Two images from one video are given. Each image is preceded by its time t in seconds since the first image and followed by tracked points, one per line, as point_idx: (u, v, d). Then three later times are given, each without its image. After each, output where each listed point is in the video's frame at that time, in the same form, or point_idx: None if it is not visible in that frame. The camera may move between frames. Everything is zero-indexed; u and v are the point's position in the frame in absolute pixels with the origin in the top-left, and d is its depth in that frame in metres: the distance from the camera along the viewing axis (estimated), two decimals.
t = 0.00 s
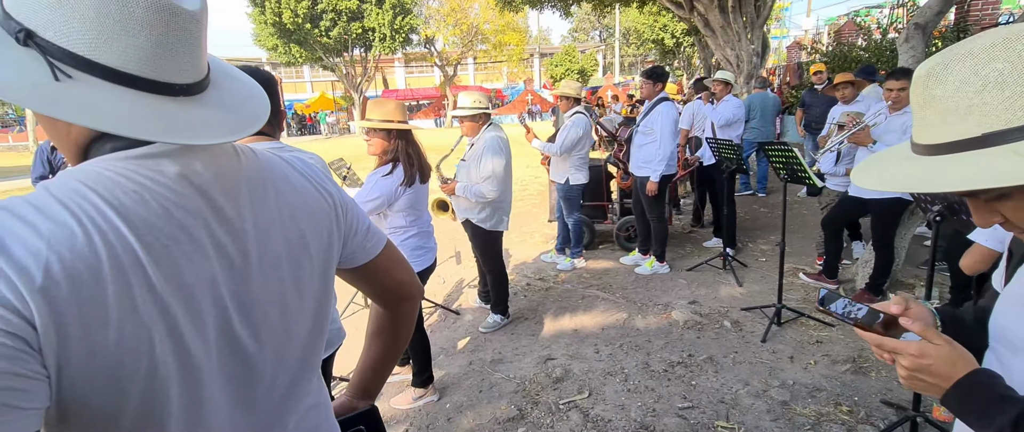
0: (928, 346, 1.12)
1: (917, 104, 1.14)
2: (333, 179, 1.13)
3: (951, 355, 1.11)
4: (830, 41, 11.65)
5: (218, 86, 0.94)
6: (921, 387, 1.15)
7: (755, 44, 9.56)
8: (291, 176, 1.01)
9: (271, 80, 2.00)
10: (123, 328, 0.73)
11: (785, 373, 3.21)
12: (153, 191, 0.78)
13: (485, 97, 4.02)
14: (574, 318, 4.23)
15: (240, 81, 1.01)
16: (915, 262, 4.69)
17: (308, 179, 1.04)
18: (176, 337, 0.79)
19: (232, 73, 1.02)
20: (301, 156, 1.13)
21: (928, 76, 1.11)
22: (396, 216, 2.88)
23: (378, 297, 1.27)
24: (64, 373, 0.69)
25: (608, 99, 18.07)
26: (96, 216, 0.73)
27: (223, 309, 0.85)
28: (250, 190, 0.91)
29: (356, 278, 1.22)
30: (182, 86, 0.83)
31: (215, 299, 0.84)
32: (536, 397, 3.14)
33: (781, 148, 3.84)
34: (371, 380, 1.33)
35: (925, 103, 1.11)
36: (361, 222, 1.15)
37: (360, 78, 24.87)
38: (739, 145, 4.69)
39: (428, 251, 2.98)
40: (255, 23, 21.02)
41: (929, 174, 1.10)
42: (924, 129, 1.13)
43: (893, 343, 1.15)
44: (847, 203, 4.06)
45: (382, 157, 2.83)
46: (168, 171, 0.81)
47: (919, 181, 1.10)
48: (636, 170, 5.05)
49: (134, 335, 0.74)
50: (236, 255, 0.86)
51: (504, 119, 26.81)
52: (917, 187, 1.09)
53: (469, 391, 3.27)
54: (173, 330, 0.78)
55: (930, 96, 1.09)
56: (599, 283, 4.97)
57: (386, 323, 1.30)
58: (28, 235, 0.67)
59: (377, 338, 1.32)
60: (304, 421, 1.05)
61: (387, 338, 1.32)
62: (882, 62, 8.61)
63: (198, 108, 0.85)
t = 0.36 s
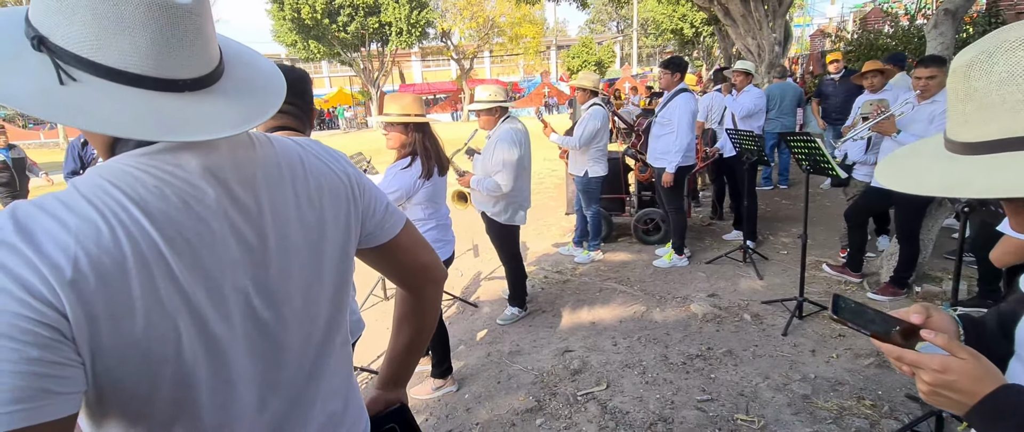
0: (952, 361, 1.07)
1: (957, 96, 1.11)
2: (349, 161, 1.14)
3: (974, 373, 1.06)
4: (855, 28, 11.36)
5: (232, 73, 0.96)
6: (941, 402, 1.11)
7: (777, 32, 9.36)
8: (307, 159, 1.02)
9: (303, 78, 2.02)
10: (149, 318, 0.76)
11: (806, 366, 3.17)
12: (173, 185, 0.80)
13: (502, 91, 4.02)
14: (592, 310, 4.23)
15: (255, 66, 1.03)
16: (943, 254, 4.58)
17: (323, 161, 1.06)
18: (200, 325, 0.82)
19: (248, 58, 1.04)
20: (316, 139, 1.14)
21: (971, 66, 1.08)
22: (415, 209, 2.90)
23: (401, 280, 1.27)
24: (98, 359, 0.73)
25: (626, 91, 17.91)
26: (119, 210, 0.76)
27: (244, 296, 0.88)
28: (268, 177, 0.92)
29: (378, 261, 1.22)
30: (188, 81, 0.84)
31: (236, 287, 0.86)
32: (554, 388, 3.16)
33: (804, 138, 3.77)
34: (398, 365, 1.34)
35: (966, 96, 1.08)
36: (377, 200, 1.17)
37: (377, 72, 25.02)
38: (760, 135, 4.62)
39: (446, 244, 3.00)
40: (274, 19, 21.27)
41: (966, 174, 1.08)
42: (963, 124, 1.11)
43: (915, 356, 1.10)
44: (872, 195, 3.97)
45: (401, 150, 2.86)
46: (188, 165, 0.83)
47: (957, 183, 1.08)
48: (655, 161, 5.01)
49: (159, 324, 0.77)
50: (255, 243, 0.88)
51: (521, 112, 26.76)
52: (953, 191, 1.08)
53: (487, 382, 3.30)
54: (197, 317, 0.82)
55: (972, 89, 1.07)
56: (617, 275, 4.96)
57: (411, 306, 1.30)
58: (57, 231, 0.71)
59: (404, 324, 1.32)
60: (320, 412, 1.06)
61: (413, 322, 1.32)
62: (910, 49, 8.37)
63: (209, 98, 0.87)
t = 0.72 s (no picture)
0: (965, 370, 1.04)
1: (980, 85, 1.06)
2: (339, 153, 1.13)
3: (987, 384, 1.02)
4: (868, 24, 11.22)
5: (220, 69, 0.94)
6: (952, 413, 1.07)
7: (788, 28, 9.26)
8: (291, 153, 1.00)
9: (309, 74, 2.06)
10: (114, 320, 0.76)
11: (816, 365, 3.14)
12: (142, 186, 0.79)
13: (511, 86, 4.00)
14: (599, 308, 4.22)
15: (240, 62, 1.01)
16: (956, 253, 4.51)
17: (308, 153, 1.04)
18: (173, 327, 0.81)
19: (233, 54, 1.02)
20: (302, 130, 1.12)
21: (1001, 54, 1.03)
22: (421, 206, 2.90)
23: (386, 279, 1.28)
24: (64, 360, 0.73)
25: (635, 88, 17.81)
26: (86, 214, 0.75)
27: (222, 295, 0.86)
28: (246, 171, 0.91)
29: (366, 260, 1.22)
30: (177, 77, 0.83)
31: (212, 287, 0.85)
32: (561, 386, 3.16)
33: (815, 135, 3.73)
34: (378, 365, 1.35)
35: (994, 86, 1.03)
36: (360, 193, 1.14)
37: (386, 69, 25.08)
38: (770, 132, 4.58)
39: (452, 241, 2.99)
40: (284, 16, 21.37)
41: (990, 171, 1.05)
42: (985, 116, 1.07)
43: (926, 365, 1.08)
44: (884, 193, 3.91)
45: (407, 147, 2.85)
46: (160, 164, 0.82)
47: (974, 178, 1.05)
48: (664, 157, 4.96)
49: (125, 327, 0.77)
50: (233, 241, 0.87)
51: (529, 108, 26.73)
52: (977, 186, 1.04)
53: (494, 379, 3.30)
54: (166, 319, 0.80)
55: (1001, 79, 1.02)
56: (624, 273, 4.94)
57: (393, 305, 1.31)
58: (21, 235, 0.71)
59: (385, 321, 1.33)
60: (306, 413, 1.04)
61: (394, 320, 1.32)
62: (925, 45, 8.24)
63: (197, 94, 0.85)
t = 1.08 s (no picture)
0: (947, 388, 0.98)
1: (959, 97, 1.03)
2: (289, 160, 1.06)
3: (970, 404, 0.96)
4: (852, 25, 11.35)
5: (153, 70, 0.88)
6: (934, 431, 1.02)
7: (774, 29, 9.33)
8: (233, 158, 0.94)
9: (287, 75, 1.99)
10: (14, 345, 0.70)
11: (802, 366, 3.15)
12: (51, 196, 0.75)
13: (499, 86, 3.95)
14: (588, 309, 4.21)
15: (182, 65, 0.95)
16: (940, 252, 4.57)
17: (255, 159, 0.98)
18: (87, 348, 0.76)
19: (177, 56, 0.96)
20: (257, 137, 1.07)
21: (980, 65, 1.00)
22: (407, 209, 2.86)
23: (346, 299, 1.22)
24: None
25: (624, 88, 17.89)
26: None
27: (145, 310, 0.81)
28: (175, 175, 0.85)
29: (322, 278, 1.17)
30: (91, 81, 0.77)
31: (131, 302, 0.79)
32: (550, 388, 3.14)
33: (799, 137, 3.76)
34: (333, 385, 1.31)
35: (973, 97, 1.00)
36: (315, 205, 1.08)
37: (375, 69, 24.94)
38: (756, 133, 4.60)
39: (439, 243, 2.95)
40: (271, 15, 21.16)
41: (971, 184, 1.00)
42: (962, 127, 1.04)
43: (907, 383, 1.02)
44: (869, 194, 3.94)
45: (392, 148, 2.83)
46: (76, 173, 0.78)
47: (970, 197, 0.98)
48: (654, 157, 4.94)
49: (27, 351, 0.71)
50: (155, 252, 0.82)
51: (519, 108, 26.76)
52: (966, 198, 0.99)
53: (482, 382, 3.28)
54: (77, 340, 0.75)
55: (987, 92, 0.98)
56: (613, 273, 4.94)
57: (353, 325, 1.26)
58: None
59: (345, 341, 1.28)
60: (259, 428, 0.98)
61: (354, 340, 1.28)
62: (908, 46, 8.35)
63: (118, 96, 0.80)
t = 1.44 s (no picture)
0: (896, 390, 0.98)
1: (891, 103, 0.92)
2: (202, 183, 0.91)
3: (917, 407, 0.97)
4: (798, 35, 11.90)
5: (37, 74, 0.79)
6: None
7: (726, 38, 9.67)
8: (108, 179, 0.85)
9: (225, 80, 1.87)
10: None
11: (756, 364, 3.25)
12: None
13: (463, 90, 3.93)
14: (550, 313, 4.23)
15: (94, 68, 0.85)
16: (880, 251, 4.82)
17: (139, 181, 0.87)
18: None
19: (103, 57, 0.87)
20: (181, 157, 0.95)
21: (912, 70, 0.89)
22: (366, 217, 2.81)
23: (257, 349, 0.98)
24: None
25: (584, 94, 18.20)
26: None
27: None
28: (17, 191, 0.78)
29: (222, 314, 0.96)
30: None
31: None
32: (512, 395, 3.13)
33: (749, 142, 3.91)
34: None
35: (905, 102, 0.89)
36: (220, 233, 0.89)
37: (333, 72, 24.46)
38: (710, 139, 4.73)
39: (398, 251, 2.91)
40: (223, 16, 20.49)
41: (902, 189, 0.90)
42: (895, 134, 0.93)
43: (859, 383, 1.01)
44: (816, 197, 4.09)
45: (347, 155, 2.77)
46: None
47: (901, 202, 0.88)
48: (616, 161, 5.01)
49: None
50: None
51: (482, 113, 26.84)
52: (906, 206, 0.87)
53: (443, 392, 3.24)
54: None
55: (911, 96, 0.88)
56: (575, 278, 4.98)
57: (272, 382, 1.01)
58: None
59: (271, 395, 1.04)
60: None
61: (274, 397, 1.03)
62: (848, 55, 8.81)
63: None
